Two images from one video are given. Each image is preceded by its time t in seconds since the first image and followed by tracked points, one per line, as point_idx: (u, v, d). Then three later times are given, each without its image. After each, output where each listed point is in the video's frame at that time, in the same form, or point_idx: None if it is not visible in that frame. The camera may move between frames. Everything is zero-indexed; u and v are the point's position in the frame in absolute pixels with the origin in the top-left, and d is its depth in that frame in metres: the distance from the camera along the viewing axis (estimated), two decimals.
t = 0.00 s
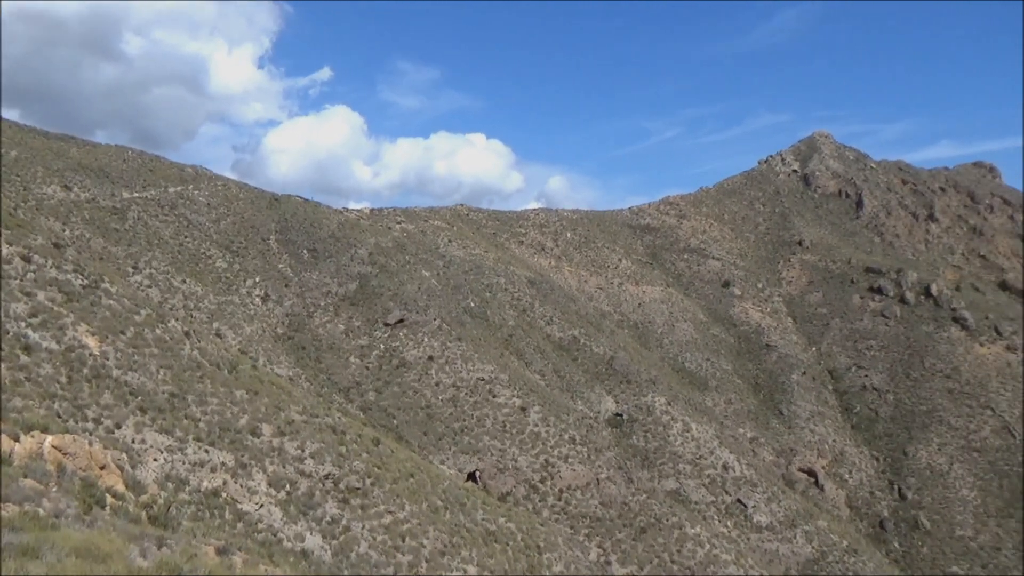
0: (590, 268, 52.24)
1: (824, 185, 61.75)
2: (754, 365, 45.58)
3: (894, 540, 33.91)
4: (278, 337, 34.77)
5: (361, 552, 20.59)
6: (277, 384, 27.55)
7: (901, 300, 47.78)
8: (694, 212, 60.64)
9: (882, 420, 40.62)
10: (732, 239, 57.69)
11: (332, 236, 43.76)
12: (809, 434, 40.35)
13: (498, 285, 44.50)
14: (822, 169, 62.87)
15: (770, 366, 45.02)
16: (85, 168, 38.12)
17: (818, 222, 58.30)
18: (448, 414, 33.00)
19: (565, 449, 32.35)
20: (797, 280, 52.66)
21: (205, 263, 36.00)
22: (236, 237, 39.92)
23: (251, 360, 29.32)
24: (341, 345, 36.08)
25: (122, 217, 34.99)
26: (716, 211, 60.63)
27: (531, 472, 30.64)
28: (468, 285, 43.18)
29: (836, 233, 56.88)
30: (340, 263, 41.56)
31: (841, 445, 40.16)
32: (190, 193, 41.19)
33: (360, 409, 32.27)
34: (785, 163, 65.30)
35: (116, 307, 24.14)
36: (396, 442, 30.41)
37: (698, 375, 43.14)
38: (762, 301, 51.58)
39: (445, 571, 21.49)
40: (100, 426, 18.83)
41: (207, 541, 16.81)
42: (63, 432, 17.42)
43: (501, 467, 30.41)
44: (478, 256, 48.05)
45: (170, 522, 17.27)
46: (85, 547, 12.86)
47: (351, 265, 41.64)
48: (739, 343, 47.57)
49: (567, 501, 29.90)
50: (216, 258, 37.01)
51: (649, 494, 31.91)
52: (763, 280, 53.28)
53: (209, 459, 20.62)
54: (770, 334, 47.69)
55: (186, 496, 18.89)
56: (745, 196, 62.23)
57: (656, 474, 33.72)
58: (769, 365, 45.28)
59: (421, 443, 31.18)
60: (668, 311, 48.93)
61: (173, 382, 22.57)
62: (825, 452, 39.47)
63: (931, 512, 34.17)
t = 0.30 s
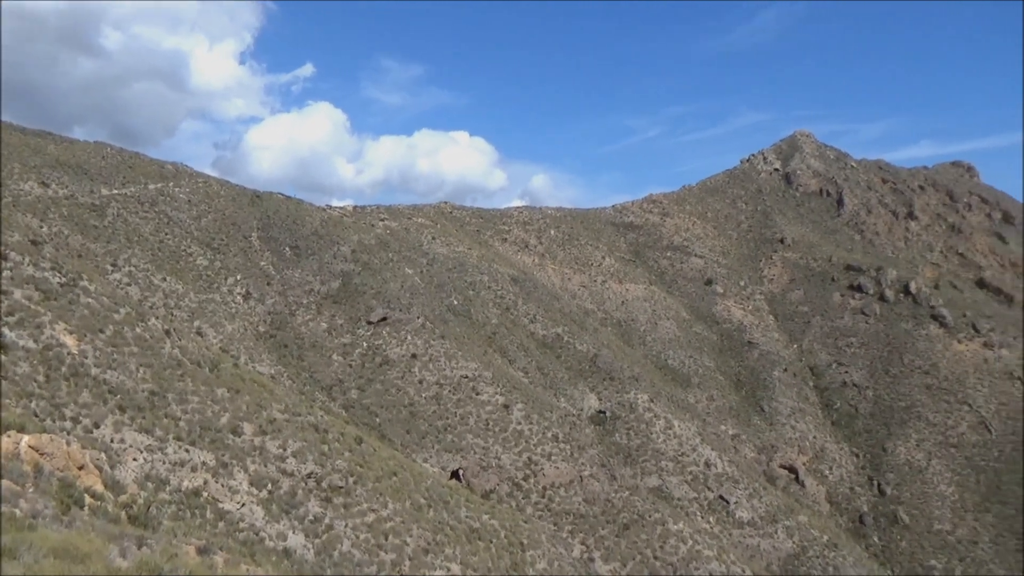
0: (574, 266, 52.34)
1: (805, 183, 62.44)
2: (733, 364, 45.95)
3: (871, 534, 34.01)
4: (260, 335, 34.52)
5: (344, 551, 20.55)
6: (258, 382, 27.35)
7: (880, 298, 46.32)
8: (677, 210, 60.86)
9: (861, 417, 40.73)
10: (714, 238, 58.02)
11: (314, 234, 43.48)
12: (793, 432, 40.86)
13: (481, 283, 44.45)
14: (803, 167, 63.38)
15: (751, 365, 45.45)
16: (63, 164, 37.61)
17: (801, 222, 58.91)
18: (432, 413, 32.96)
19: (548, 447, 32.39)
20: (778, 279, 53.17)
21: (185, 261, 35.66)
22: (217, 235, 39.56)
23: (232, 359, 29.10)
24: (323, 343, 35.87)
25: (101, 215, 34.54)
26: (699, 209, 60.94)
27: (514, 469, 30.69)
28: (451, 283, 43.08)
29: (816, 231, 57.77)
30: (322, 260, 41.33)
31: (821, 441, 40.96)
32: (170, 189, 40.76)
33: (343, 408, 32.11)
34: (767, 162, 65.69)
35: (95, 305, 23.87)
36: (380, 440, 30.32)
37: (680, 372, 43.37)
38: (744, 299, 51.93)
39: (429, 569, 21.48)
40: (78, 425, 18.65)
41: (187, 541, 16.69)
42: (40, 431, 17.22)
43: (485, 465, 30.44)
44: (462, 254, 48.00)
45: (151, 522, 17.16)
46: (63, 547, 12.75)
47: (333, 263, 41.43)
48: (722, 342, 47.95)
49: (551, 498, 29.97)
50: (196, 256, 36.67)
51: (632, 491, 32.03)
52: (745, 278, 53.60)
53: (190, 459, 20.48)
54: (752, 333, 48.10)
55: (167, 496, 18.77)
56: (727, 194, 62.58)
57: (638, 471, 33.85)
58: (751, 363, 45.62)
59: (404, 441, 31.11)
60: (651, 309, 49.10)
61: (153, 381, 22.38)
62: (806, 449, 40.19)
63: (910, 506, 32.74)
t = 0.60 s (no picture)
0: (554, 263, 52.43)
1: (783, 181, 62.97)
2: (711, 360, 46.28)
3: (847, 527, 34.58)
4: (238, 333, 34.21)
5: (323, 549, 20.48)
6: (236, 380, 27.10)
7: (857, 294, 49.15)
8: (657, 207, 61.10)
9: (838, 412, 41.59)
10: (694, 235, 58.38)
11: (293, 231, 43.17)
12: (771, 427, 41.25)
13: (461, 280, 44.40)
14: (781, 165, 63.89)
15: (728, 360, 45.84)
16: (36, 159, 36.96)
17: (778, 219, 59.34)
18: (412, 410, 32.89)
19: (529, 444, 32.44)
20: (756, 276, 53.68)
21: (161, 258, 35.24)
22: (194, 231, 39.08)
23: (209, 357, 28.80)
24: (302, 340, 35.60)
25: (75, 211, 33.94)
26: (678, 206, 61.25)
27: (495, 466, 30.74)
28: (431, 280, 42.98)
29: (794, 228, 58.23)
30: (301, 257, 41.05)
31: (798, 436, 41.39)
32: (146, 185, 40.19)
33: (322, 406, 31.89)
34: (746, 159, 66.01)
35: (69, 302, 23.49)
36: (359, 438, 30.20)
37: (660, 369, 43.61)
38: (723, 295, 52.30)
39: (409, 567, 21.47)
40: (52, 425, 18.40)
41: (164, 541, 16.54)
42: (13, 431, 16.96)
43: (465, 462, 30.45)
44: (442, 251, 47.91)
45: (126, 522, 17.01)
46: (37, 548, 12.60)
47: (312, 260, 41.16)
48: (700, 339, 48.25)
49: (531, 495, 30.07)
50: (173, 253, 36.25)
51: (612, 487, 32.18)
52: (724, 275, 53.95)
53: (167, 458, 20.29)
54: (730, 329, 48.47)
55: (143, 495, 18.60)
56: (706, 191, 62.94)
57: (618, 467, 34.03)
58: (730, 359, 45.96)
59: (384, 439, 31.01)
60: (630, 306, 49.31)
61: (129, 380, 22.10)
62: (783, 444, 40.39)
63: (886, 500, 34.03)
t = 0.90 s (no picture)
0: (536, 261, 52.46)
1: (763, 180, 63.40)
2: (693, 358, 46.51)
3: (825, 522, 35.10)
4: (217, 331, 33.87)
5: (303, 549, 20.38)
6: (215, 378, 26.83)
7: (836, 292, 49.68)
8: (638, 206, 61.29)
9: (817, 409, 42.07)
10: (675, 233, 58.68)
11: (273, 228, 42.85)
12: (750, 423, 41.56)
13: (443, 278, 44.29)
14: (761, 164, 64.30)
15: (710, 358, 46.08)
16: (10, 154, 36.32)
17: (759, 218, 59.74)
18: (393, 409, 32.77)
19: (510, 442, 32.44)
20: (736, 274, 54.05)
21: (139, 255, 34.81)
22: (173, 228, 38.57)
23: (188, 355, 28.47)
24: (282, 338, 35.30)
25: (49, 207, 32.64)
26: (659, 205, 61.48)
27: (476, 464, 30.73)
28: (413, 278, 42.84)
29: (773, 227, 58.68)
30: (281, 255, 40.74)
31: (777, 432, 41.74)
32: (123, 181, 39.48)
33: (302, 404, 31.67)
34: (726, 158, 66.34)
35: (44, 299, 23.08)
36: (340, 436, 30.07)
37: (641, 367, 43.80)
38: (703, 293, 52.61)
39: (389, 565, 21.42)
40: (26, 424, 18.13)
41: (141, 541, 16.37)
42: None
43: (446, 460, 30.40)
44: (424, 248, 47.78)
45: (103, 523, 16.84)
46: (11, 550, 12.44)
47: (293, 257, 40.87)
48: (681, 336, 48.48)
49: (513, 493, 30.11)
50: (151, 250, 35.81)
51: (593, 484, 32.26)
52: (705, 273, 54.26)
53: (144, 457, 20.08)
54: (711, 327, 48.75)
55: (120, 495, 18.40)
56: (688, 190, 63.23)
57: (600, 464, 34.16)
58: (710, 356, 46.23)
59: (365, 437, 30.90)
60: (612, 304, 49.44)
61: (105, 378, 21.82)
62: (763, 441, 40.67)
63: (863, 495, 35.47)
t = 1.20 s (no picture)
0: (514, 259, 52.50)
1: (740, 179, 63.93)
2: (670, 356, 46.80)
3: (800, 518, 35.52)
4: (192, 329, 33.47)
5: (280, 548, 20.27)
6: (190, 377, 26.54)
7: (811, 290, 50.24)
8: (617, 204, 61.50)
9: (792, 406, 42.53)
10: (653, 232, 59.00)
11: (249, 225, 42.47)
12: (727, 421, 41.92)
13: (421, 276, 44.16)
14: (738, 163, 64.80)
15: (687, 356, 46.38)
16: None
17: (736, 217, 60.25)
18: (371, 407, 32.65)
19: (489, 440, 32.44)
20: (713, 272, 54.45)
21: (112, 252, 34.30)
22: (147, 225, 38.01)
23: (162, 354, 28.12)
24: (259, 336, 34.99)
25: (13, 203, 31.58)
26: (637, 203, 61.75)
27: (455, 462, 30.70)
28: (390, 276, 42.67)
29: (750, 226, 59.20)
30: (258, 252, 40.38)
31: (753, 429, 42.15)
32: (96, 177, 38.77)
33: (279, 403, 31.45)
34: (704, 157, 66.77)
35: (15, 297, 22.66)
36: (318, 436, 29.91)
37: (619, 364, 44.00)
38: (681, 292, 52.95)
39: (367, 564, 21.36)
40: None
41: (114, 542, 16.18)
42: None
43: (425, 458, 30.35)
44: (402, 246, 47.63)
45: (75, 524, 16.63)
46: None
47: (270, 255, 40.55)
48: (659, 334, 48.75)
49: (491, 490, 30.14)
50: (125, 247, 35.30)
51: (572, 482, 32.35)
52: (682, 271, 54.60)
53: (118, 457, 19.85)
54: (688, 325, 49.07)
55: (92, 496, 18.17)
56: (666, 188, 63.57)
57: (578, 462, 34.29)
58: (687, 354, 46.54)
59: (342, 436, 30.76)
60: (590, 302, 49.60)
61: (77, 378, 21.50)
62: (739, 437, 41.05)
63: (837, 491, 35.92)
